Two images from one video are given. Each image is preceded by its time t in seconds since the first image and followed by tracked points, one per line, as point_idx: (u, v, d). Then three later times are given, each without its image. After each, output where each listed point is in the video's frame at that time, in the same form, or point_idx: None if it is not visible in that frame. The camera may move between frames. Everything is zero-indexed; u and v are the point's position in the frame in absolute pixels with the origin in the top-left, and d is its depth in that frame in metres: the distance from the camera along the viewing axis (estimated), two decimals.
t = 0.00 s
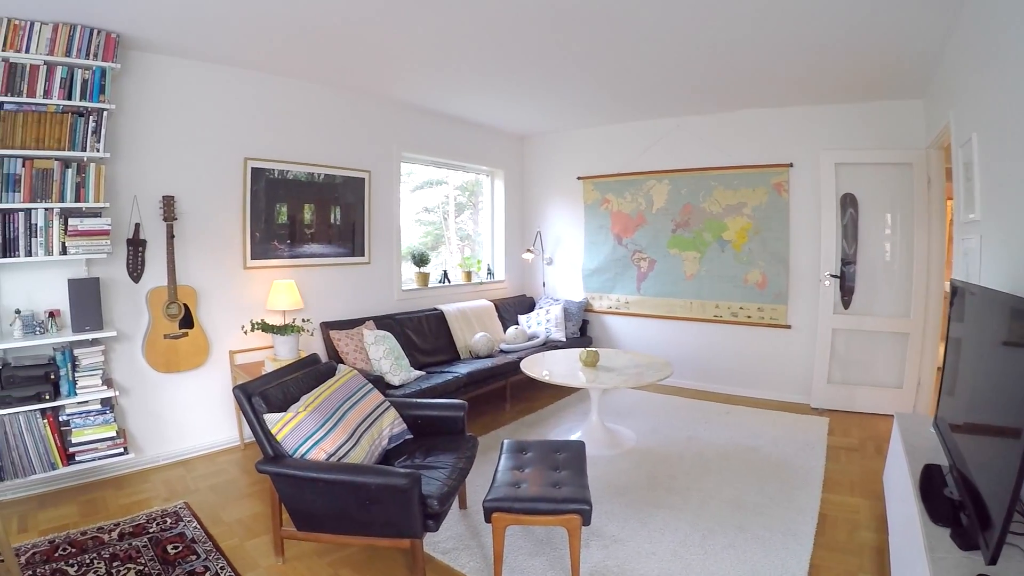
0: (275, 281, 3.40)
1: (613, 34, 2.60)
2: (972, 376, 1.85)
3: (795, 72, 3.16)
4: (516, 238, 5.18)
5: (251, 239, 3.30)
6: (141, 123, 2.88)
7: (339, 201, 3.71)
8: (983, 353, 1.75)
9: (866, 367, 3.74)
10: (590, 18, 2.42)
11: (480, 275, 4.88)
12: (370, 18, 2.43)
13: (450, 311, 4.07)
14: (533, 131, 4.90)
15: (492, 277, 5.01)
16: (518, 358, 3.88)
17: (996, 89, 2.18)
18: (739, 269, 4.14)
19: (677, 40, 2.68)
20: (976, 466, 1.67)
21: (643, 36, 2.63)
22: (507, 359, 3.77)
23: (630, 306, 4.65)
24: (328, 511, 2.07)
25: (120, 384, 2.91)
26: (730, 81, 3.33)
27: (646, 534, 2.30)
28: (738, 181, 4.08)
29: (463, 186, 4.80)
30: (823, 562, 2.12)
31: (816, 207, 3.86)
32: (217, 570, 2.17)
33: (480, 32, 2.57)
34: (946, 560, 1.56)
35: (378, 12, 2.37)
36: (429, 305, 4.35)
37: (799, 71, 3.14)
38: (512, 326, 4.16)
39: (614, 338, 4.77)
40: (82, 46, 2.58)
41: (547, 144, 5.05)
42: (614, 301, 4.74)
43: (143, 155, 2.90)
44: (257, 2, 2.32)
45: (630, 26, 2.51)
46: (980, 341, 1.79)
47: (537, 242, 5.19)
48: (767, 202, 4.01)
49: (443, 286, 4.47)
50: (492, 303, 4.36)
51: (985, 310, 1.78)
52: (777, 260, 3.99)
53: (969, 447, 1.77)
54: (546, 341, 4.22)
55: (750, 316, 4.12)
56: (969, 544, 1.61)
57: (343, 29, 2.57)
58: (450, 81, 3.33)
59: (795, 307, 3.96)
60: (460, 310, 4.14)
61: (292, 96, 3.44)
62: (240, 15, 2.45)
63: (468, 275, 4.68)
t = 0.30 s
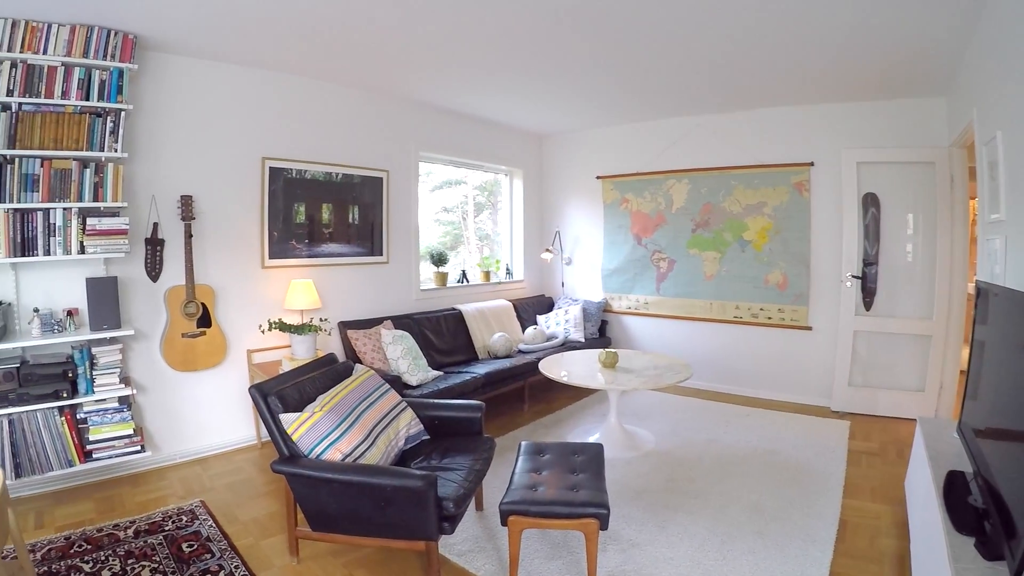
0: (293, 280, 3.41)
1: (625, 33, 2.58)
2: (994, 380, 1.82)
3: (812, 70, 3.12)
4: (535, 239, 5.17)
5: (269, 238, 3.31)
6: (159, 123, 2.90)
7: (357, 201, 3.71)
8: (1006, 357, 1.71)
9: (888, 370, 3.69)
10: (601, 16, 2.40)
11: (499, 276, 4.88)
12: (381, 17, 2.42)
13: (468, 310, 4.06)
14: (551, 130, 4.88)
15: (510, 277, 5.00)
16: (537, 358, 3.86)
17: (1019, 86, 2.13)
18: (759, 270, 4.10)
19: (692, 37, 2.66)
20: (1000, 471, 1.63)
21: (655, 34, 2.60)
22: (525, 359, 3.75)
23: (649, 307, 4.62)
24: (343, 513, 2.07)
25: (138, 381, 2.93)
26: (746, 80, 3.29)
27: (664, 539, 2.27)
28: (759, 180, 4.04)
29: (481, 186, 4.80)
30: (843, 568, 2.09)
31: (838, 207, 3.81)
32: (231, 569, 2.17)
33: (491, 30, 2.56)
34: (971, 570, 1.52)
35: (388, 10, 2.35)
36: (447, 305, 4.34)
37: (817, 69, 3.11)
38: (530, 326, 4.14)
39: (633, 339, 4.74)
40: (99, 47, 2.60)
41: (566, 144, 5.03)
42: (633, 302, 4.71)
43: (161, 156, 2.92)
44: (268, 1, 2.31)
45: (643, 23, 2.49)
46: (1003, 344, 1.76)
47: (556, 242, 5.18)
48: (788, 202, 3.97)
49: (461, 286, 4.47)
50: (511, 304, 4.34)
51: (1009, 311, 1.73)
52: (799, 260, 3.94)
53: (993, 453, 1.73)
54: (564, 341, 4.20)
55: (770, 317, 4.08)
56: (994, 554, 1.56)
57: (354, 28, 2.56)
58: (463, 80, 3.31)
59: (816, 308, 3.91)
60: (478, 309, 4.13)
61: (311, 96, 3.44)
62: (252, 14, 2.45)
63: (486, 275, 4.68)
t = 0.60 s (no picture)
0: (312, 280, 3.42)
1: (638, 31, 2.55)
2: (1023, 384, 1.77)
3: (830, 67, 3.09)
4: (555, 239, 5.16)
5: (289, 238, 3.32)
6: (178, 124, 2.92)
7: (377, 201, 3.72)
8: None
9: (910, 374, 3.65)
10: (613, 14, 2.37)
11: (519, 276, 4.88)
12: (392, 15, 2.40)
13: (488, 311, 4.05)
14: (571, 129, 4.86)
15: (530, 277, 5.00)
16: (557, 359, 3.84)
17: None
18: (782, 271, 4.06)
19: (706, 35, 2.63)
20: None
21: (667, 32, 2.57)
22: (544, 360, 3.73)
23: (670, 307, 4.59)
24: (359, 513, 2.06)
25: (157, 380, 2.95)
26: (762, 78, 3.26)
27: (683, 544, 2.25)
28: (782, 180, 4.00)
29: (502, 186, 4.79)
30: None
31: (861, 207, 3.77)
32: (248, 568, 2.17)
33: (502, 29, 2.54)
34: None
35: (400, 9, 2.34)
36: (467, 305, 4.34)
37: (835, 67, 3.07)
38: (550, 327, 4.12)
39: (653, 340, 4.72)
40: (118, 49, 2.63)
41: (587, 144, 5.01)
42: (654, 303, 4.69)
43: (180, 156, 2.94)
44: (280, 0, 2.31)
45: (656, 21, 2.46)
46: None
47: (576, 242, 5.16)
48: (810, 202, 3.92)
49: (481, 285, 4.47)
50: (530, 304, 4.33)
51: None
52: (822, 261, 3.90)
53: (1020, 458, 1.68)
54: (585, 342, 4.17)
55: (792, 319, 4.04)
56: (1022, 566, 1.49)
57: (366, 27, 2.55)
58: (477, 78, 3.29)
59: (840, 309, 3.86)
60: (498, 310, 4.12)
61: (330, 96, 3.45)
62: (264, 14, 2.44)
63: (506, 275, 4.67)
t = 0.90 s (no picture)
0: (333, 280, 3.43)
1: (651, 28, 2.53)
2: None
3: (849, 65, 3.05)
4: (577, 239, 5.15)
5: (310, 238, 3.34)
6: (200, 125, 2.95)
7: (398, 201, 3.72)
8: None
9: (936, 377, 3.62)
10: (627, 12, 2.35)
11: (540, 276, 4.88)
12: (404, 14, 2.39)
13: (509, 311, 4.05)
14: (593, 129, 4.84)
15: (552, 278, 4.99)
16: (578, 360, 3.81)
17: None
18: (805, 272, 4.01)
19: (721, 33, 2.60)
20: None
21: (682, 29, 2.55)
22: (565, 361, 3.72)
23: (692, 309, 4.56)
24: (376, 514, 2.06)
25: (178, 378, 2.98)
26: (780, 75, 3.23)
27: (703, 550, 2.22)
28: (805, 179, 3.96)
29: (523, 186, 4.80)
30: None
31: (885, 208, 3.72)
32: (265, 566, 2.18)
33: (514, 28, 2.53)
34: None
35: (414, 8, 2.33)
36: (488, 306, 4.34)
37: (855, 65, 3.04)
38: (571, 328, 4.09)
39: (675, 342, 4.70)
40: (139, 51, 2.66)
41: (608, 144, 4.99)
42: (676, 304, 4.66)
43: (201, 156, 2.96)
44: None
45: (670, 19, 2.44)
46: None
47: (598, 242, 5.14)
48: (834, 202, 3.88)
49: (502, 286, 4.47)
50: (551, 305, 4.31)
51: None
52: (847, 262, 3.85)
53: None
54: (606, 343, 4.14)
55: (816, 321, 3.99)
56: None
57: (381, 26, 2.55)
58: (493, 78, 3.28)
59: (864, 312, 3.81)
60: (519, 310, 4.12)
61: (351, 97, 3.46)
62: (279, 15, 2.45)
63: (527, 276, 4.67)
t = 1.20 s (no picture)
0: (355, 280, 3.45)
1: (664, 26, 2.52)
2: None
3: (869, 63, 3.01)
4: (599, 240, 5.15)
5: (332, 238, 3.36)
6: (222, 127, 2.98)
7: (420, 201, 3.74)
8: None
9: (960, 382, 3.57)
10: (639, 11, 2.34)
11: (562, 277, 4.87)
12: (417, 14, 2.40)
13: (531, 312, 4.05)
14: (615, 129, 4.83)
15: (574, 278, 4.99)
16: (600, 362, 3.80)
17: None
18: (828, 274, 3.97)
19: (734, 30, 2.57)
20: None
21: (698, 27, 2.53)
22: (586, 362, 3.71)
23: (715, 310, 4.53)
24: (394, 514, 2.07)
25: (199, 376, 3.02)
26: (798, 73, 3.20)
27: (723, 555, 2.20)
28: (830, 179, 3.91)
29: (546, 186, 4.80)
30: None
31: (909, 209, 3.66)
32: (283, 563, 2.20)
33: (527, 28, 2.52)
34: None
35: (430, 7, 2.33)
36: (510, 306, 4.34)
37: (874, 63, 3.00)
38: (592, 329, 4.07)
39: (698, 343, 4.67)
40: (161, 53, 2.69)
41: (630, 144, 4.98)
42: (698, 306, 4.63)
43: (223, 157, 3.00)
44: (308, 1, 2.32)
45: (683, 17, 2.42)
46: None
47: (620, 242, 5.12)
48: (858, 202, 3.83)
49: (524, 286, 4.47)
50: (573, 306, 4.30)
51: None
52: (871, 264, 3.80)
53: None
54: (628, 345, 4.12)
55: (839, 324, 3.95)
56: None
57: (396, 27, 2.56)
58: (510, 78, 3.27)
59: (889, 314, 3.76)
60: (541, 311, 4.11)
61: (372, 98, 3.48)
62: (295, 16, 2.46)
63: (549, 276, 4.67)
